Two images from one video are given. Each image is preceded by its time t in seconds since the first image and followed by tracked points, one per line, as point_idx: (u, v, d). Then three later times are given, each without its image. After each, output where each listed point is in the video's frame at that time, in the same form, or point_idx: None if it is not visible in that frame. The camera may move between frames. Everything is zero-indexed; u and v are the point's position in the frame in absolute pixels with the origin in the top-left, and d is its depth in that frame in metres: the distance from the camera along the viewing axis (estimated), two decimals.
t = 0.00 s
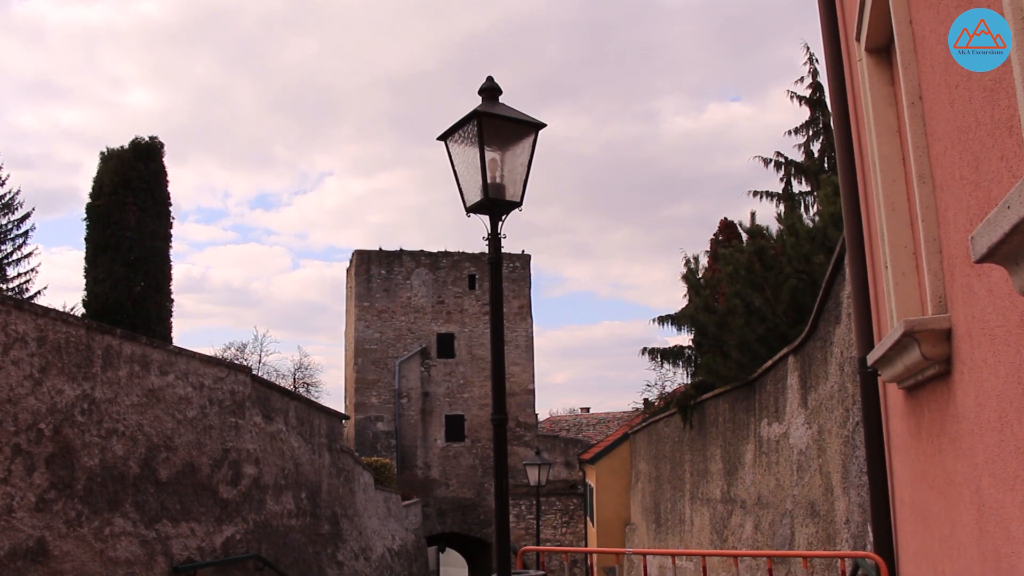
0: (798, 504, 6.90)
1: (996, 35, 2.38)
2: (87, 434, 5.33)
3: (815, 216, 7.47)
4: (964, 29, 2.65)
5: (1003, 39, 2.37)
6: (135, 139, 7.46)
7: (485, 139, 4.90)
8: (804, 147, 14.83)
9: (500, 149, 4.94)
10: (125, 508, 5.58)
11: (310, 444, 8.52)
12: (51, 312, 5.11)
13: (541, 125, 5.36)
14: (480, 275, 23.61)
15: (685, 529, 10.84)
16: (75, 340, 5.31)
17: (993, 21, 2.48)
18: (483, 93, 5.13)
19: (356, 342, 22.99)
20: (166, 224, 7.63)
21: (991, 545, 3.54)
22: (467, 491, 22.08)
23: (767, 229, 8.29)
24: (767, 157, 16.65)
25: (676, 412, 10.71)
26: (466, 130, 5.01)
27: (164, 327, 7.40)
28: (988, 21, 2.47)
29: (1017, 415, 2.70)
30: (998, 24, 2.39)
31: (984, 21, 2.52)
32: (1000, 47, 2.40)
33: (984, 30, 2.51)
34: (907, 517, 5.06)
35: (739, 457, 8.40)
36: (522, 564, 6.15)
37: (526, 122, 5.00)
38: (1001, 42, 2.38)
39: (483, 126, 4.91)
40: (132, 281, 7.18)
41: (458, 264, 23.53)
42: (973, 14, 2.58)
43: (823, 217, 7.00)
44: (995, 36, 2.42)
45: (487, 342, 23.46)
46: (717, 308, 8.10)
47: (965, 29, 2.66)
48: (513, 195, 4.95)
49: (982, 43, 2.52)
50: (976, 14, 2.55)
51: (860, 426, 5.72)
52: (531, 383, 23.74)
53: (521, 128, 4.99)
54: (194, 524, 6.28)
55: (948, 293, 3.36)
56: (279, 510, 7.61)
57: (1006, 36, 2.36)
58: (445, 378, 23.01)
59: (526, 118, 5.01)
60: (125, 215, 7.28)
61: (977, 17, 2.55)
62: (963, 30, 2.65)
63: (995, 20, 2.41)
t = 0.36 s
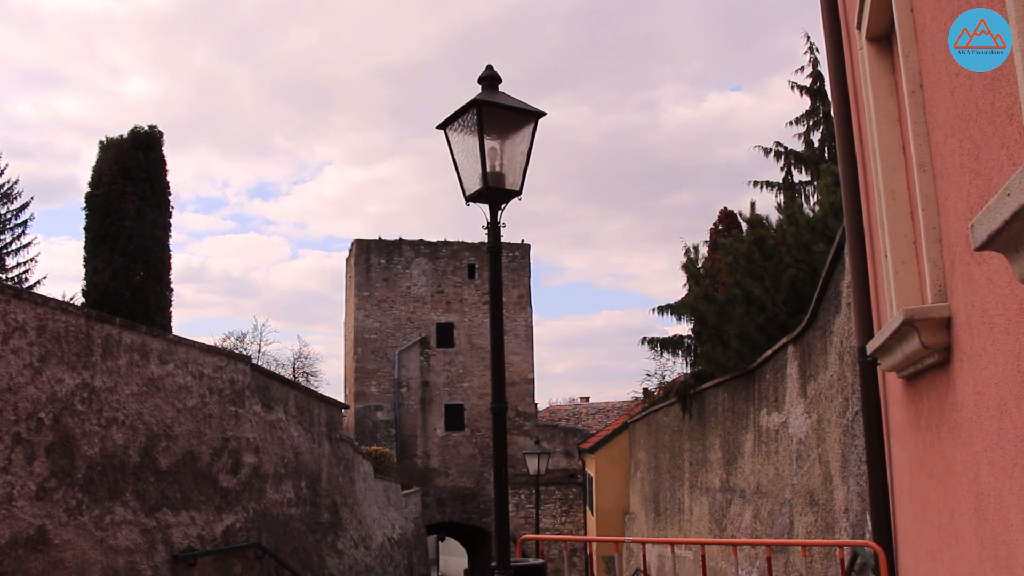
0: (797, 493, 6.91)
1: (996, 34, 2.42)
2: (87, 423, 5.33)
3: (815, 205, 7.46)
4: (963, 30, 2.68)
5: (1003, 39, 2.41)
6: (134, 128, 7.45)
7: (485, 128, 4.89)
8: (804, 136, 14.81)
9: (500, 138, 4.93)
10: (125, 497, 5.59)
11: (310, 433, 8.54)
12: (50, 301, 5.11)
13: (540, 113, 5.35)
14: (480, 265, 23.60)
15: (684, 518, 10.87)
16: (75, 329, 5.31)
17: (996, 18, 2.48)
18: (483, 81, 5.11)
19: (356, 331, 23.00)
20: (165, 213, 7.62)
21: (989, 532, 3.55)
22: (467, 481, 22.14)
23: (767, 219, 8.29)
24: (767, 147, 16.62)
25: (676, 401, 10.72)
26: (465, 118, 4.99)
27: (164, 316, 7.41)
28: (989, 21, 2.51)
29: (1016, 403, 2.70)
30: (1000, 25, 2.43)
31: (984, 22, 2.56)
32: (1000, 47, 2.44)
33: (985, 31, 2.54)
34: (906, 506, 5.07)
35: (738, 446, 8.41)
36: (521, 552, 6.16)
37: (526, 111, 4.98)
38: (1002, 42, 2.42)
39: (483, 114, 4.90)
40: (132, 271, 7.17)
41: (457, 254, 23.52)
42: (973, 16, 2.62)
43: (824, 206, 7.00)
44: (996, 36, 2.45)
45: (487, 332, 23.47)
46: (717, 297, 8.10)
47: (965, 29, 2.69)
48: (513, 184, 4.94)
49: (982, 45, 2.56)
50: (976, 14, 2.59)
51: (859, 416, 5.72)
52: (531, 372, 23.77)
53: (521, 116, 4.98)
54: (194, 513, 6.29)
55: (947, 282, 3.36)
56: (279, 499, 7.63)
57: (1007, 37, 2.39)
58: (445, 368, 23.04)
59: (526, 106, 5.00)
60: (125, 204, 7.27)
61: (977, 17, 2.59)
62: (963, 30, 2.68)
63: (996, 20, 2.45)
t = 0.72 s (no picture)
0: (795, 480, 6.93)
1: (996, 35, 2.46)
2: (87, 410, 5.34)
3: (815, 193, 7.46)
4: (963, 30, 2.71)
5: (1003, 38, 2.44)
6: (132, 116, 7.43)
7: (484, 114, 4.87)
8: (804, 123, 14.80)
9: (499, 124, 4.91)
10: (124, 483, 5.60)
11: (309, 420, 8.55)
12: (49, 289, 5.10)
13: (540, 100, 5.34)
14: (479, 253, 23.58)
15: (682, 506, 10.90)
16: (73, 317, 5.31)
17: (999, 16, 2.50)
18: (482, 68, 5.09)
19: (356, 319, 23.01)
20: (164, 200, 7.61)
21: (987, 518, 3.56)
22: (466, 468, 22.20)
23: (767, 206, 8.28)
24: (766, 135, 16.60)
25: (675, 389, 10.73)
26: (464, 105, 4.98)
27: (163, 304, 7.40)
28: (988, 21, 2.55)
29: (1014, 388, 2.71)
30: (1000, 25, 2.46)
31: (984, 21, 2.60)
32: (999, 45, 2.47)
33: (985, 32, 2.58)
34: (904, 493, 5.08)
35: (736, 433, 8.43)
36: (520, 538, 6.17)
37: (525, 97, 4.97)
38: (1001, 42, 2.45)
39: (482, 101, 4.88)
40: (130, 258, 7.16)
41: (456, 241, 23.50)
42: (974, 16, 2.65)
43: (823, 194, 6.99)
44: (995, 37, 2.48)
45: (486, 319, 23.49)
46: (716, 285, 8.09)
47: (965, 29, 2.72)
48: (512, 170, 4.93)
49: (981, 45, 2.59)
50: (976, 15, 2.63)
51: (858, 402, 5.73)
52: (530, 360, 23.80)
53: (520, 102, 4.97)
54: (193, 500, 6.29)
55: (946, 268, 3.35)
56: (278, 486, 7.65)
57: (1006, 38, 2.42)
58: (444, 355, 23.08)
59: (525, 93, 4.98)
60: (123, 191, 7.25)
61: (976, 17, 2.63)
62: (963, 31, 2.71)
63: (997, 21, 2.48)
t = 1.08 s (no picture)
0: (793, 465, 6.94)
1: (996, 34, 2.49)
2: (86, 395, 5.34)
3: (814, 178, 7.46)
4: (962, 28, 2.75)
5: (1001, 36, 2.49)
6: (129, 101, 7.42)
7: (482, 98, 4.86)
8: (802, 108, 14.79)
9: (497, 109, 4.90)
10: (124, 469, 5.60)
11: (308, 405, 8.55)
12: (46, 274, 5.09)
13: (538, 84, 5.32)
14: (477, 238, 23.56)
15: (680, 490, 10.94)
16: (71, 302, 5.30)
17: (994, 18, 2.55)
18: (480, 52, 5.07)
19: (354, 305, 23.03)
20: (162, 185, 7.59)
21: (984, 501, 3.57)
22: (465, 453, 22.23)
23: (766, 192, 8.27)
24: (765, 121, 16.59)
25: (673, 374, 10.75)
26: (462, 89, 4.96)
27: (161, 290, 7.39)
28: (987, 19, 2.60)
29: (1012, 371, 2.71)
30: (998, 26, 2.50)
31: (983, 22, 2.64)
32: (997, 41, 2.52)
33: (984, 31, 2.62)
34: (901, 477, 5.10)
35: (735, 418, 8.45)
36: (518, 522, 6.19)
37: (523, 81, 4.95)
38: (1000, 40, 2.48)
39: (481, 86, 4.86)
40: (128, 244, 7.14)
41: (454, 227, 23.49)
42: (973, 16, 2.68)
43: (822, 179, 6.98)
44: (994, 36, 2.52)
45: (484, 305, 23.51)
46: (715, 270, 8.09)
47: (964, 28, 2.76)
48: (510, 154, 4.92)
49: (981, 43, 2.63)
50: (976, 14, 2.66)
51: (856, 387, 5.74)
52: (528, 346, 23.85)
53: (519, 87, 4.95)
54: (192, 485, 6.30)
55: (945, 252, 3.35)
56: (277, 471, 7.66)
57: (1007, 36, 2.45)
58: (443, 341, 23.12)
59: (524, 78, 4.97)
60: (121, 177, 7.23)
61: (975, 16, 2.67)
62: (962, 29, 2.76)
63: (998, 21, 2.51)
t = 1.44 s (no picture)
0: (791, 448, 6.96)
1: (996, 34, 2.44)
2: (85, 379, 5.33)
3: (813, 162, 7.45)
4: (963, 30, 2.73)
5: (1001, 36, 2.44)
6: (125, 85, 7.39)
7: (480, 81, 4.84)
8: (801, 91, 14.77)
9: (496, 92, 4.89)
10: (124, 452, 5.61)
11: (306, 389, 8.56)
12: (44, 258, 5.07)
13: (537, 67, 5.29)
14: (475, 222, 23.50)
15: (678, 473, 10.98)
16: (69, 286, 5.29)
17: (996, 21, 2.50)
18: (479, 35, 5.05)
19: (353, 289, 23.05)
20: (160, 169, 7.57)
21: (981, 481, 3.59)
22: (463, 437, 22.25)
23: (764, 175, 8.24)
24: (764, 105, 16.58)
25: (671, 358, 10.76)
26: (460, 72, 4.94)
27: (159, 274, 7.38)
28: (989, 20, 2.56)
29: (1010, 351, 2.71)
30: (999, 26, 2.45)
31: (984, 23, 2.61)
32: (997, 43, 2.47)
33: (985, 32, 2.58)
34: (899, 459, 5.11)
35: (733, 401, 8.46)
36: (516, 504, 6.21)
37: (522, 64, 4.93)
38: (1000, 40, 2.43)
39: (479, 68, 4.84)
40: (126, 228, 7.13)
41: (452, 212, 23.47)
42: (975, 17, 2.65)
43: (820, 162, 6.92)
44: (994, 36, 2.47)
45: (482, 290, 23.53)
46: (713, 254, 8.09)
47: (965, 29, 2.73)
48: (509, 138, 4.91)
49: (982, 45, 2.60)
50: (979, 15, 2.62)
51: (854, 370, 5.74)
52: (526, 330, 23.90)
53: (517, 69, 4.93)
54: (192, 469, 6.30)
55: (943, 233, 3.35)
56: (276, 454, 7.68)
57: (1005, 36, 2.40)
58: (441, 326, 23.16)
59: (521, 60, 4.94)
60: (118, 161, 7.21)
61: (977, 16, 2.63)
62: (963, 31, 2.73)
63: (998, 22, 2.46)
